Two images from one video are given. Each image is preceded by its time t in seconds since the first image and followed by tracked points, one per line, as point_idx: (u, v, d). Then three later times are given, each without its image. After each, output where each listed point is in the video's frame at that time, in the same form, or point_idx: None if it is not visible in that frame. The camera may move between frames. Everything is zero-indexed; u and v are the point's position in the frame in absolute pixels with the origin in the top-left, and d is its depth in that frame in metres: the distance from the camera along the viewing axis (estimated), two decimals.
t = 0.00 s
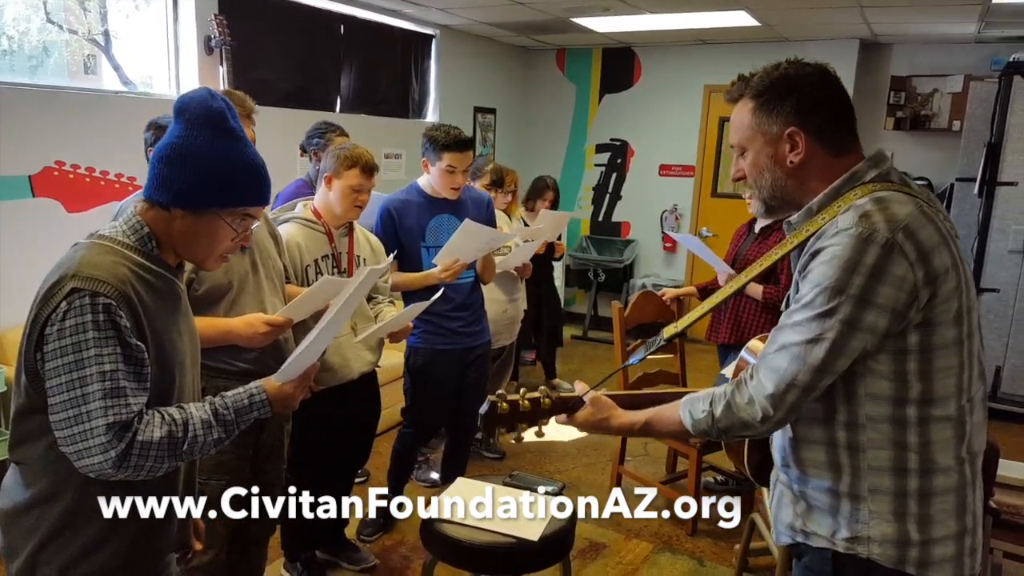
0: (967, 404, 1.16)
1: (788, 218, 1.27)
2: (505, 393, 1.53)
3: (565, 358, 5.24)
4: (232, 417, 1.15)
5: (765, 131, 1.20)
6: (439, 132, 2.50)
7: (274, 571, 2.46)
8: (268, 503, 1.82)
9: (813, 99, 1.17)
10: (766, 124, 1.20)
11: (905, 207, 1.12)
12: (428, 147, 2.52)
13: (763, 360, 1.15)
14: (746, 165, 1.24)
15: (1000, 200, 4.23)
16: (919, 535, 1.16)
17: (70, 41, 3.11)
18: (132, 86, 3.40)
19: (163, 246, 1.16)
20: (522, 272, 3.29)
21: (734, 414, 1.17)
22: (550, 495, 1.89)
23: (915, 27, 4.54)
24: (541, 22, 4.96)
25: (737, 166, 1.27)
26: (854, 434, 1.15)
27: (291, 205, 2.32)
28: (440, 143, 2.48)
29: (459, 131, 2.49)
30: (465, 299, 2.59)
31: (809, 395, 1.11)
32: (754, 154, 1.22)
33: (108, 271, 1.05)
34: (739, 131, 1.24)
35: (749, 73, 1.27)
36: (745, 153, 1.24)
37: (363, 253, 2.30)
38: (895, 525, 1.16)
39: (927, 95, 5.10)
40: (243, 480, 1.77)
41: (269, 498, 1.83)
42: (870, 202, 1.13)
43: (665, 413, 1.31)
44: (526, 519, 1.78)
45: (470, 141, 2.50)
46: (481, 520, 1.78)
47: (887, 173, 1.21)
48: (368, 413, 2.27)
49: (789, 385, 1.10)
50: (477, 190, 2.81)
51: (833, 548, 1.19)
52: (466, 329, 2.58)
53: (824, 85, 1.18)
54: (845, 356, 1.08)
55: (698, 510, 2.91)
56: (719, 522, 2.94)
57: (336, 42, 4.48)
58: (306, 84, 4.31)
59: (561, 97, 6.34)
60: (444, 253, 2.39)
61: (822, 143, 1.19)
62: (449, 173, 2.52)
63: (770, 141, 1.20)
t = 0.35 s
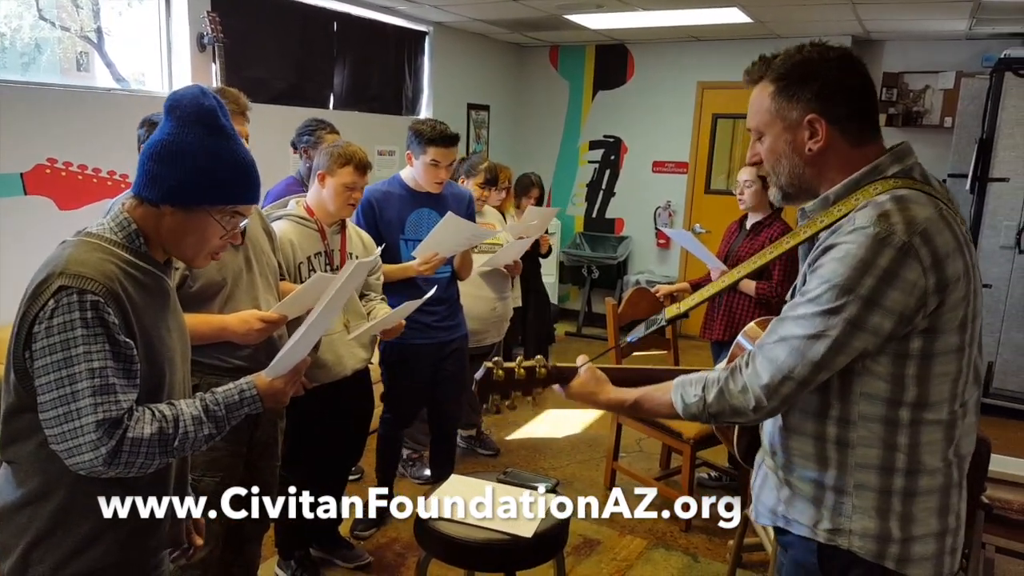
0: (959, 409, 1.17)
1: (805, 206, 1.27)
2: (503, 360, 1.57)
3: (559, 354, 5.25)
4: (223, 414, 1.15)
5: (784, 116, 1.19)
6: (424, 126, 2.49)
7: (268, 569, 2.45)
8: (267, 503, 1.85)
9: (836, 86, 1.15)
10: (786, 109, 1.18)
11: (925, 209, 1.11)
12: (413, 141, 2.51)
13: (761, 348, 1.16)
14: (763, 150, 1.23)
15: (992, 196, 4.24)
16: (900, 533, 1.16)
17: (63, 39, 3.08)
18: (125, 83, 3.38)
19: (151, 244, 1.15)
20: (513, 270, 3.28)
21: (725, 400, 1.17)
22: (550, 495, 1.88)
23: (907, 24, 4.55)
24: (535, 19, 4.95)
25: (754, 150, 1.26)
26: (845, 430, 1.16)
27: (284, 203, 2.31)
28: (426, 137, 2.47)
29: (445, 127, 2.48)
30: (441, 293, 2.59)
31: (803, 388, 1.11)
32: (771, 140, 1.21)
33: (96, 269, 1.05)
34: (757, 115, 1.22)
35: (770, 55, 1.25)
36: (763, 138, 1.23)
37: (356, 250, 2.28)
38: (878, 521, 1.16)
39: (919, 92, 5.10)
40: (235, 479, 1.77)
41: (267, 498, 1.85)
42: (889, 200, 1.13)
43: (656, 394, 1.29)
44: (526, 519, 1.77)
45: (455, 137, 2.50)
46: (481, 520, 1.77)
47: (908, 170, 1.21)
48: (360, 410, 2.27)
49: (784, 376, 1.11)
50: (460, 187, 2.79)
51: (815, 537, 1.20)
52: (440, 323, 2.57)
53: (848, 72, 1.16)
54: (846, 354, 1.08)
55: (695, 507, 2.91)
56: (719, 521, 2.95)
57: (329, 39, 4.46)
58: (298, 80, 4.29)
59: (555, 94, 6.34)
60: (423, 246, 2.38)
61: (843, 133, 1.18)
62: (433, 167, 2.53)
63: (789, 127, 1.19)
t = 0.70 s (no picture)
0: (958, 407, 1.17)
1: (804, 206, 1.27)
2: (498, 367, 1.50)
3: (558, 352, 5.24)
4: (217, 413, 1.14)
5: (781, 116, 1.18)
6: (413, 124, 2.48)
7: (267, 568, 2.45)
8: (267, 504, 1.85)
9: (832, 86, 1.15)
10: (782, 110, 1.17)
11: (927, 211, 1.10)
12: (401, 139, 2.50)
13: (764, 352, 1.15)
14: (759, 150, 1.22)
15: (991, 192, 4.25)
16: (900, 531, 1.16)
17: (61, 37, 3.07)
18: (124, 82, 3.37)
19: (147, 239, 1.13)
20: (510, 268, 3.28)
21: (728, 406, 1.17)
22: (550, 495, 1.87)
23: (906, 21, 4.55)
24: (533, 16, 4.94)
25: (750, 150, 1.25)
26: (845, 431, 1.15)
27: (282, 201, 2.30)
28: (415, 135, 2.46)
29: (434, 125, 2.48)
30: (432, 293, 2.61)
31: (807, 393, 1.11)
32: (767, 140, 1.21)
33: (91, 266, 1.04)
34: (753, 114, 1.21)
35: (765, 53, 1.23)
36: (759, 137, 1.22)
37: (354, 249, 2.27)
38: (878, 520, 1.16)
39: (918, 89, 5.10)
40: (234, 479, 1.76)
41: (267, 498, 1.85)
42: (892, 202, 1.12)
43: (655, 399, 1.29)
44: (526, 519, 1.76)
45: (444, 135, 2.50)
46: (481, 520, 1.76)
47: (908, 168, 1.21)
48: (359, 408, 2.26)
49: (789, 381, 1.11)
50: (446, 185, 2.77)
51: (815, 535, 1.20)
52: (426, 319, 2.56)
53: (845, 69, 1.16)
54: (849, 358, 1.08)
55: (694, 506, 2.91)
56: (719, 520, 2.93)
57: (327, 37, 4.45)
58: (296, 79, 4.27)
59: (554, 92, 6.33)
60: (412, 241, 2.38)
61: (839, 133, 1.17)
62: (422, 165, 2.51)
63: (786, 127, 1.18)
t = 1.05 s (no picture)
0: (953, 399, 1.16)
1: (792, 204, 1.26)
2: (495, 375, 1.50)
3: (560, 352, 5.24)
4: (221, 413, 1.14)
5: (768, 115, 1.18)
6: (417, 124, 2.48)
7: (270, 568, 2.45)
8: (268, 504, 1.84)
9: (821, 88, 1.15)
10: (770, 109, 1.17)
11: (913, 204, 1.11)
12: (404, 139, 2.49)
13: (761, 353, 1.15)
14: (745, 147, 1.22)
15: (994, 191, 4.24)
16: (900, 523, 1.16)
17: (64, 38, 3.07)
18: (126, 83, 3.37)
19: (151, 242, 1.13)
20: (513, 267, 3.29)
21: (729, 406, 1.16)
22: (551, 495, 1.87)
23: (909, 19, 4.54)
24: (535, 16, 4.93)
25: (736, 147, 1.24)
26: (843, 426, 1.15)
27: (285, 201, 2.30)
28: (419, 135, 2.46)
29: (438, 124, 2.48)
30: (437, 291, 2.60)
31: (806, 390, 1.10)
32: (754, 138, 1.20)
33: (94, 266, 1.04)
34: (741, 112, 1.21)
35: (755, 52, 1.23)
36: (745, 135, 1.21)
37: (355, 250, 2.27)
38: (878, 514, 1.16)
39: (921, 87, 5.11)
40: (237, 479, 1.76)
41: (269, 498, 1.85)
42: (878, 196, 1.12)
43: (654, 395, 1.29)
44: (526, 519, 1.76)
45: (449, 135, 2.49)
46: (482, 520, 1.75)
47: (891, 165, 1.19)
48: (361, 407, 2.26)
49: (788, 379, 1.10)
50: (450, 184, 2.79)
51: (816, 532, 1.19)
52: (431, 319, 2.56)
53: (835, 72, 1.16)
54: (846, 353, 1.07)
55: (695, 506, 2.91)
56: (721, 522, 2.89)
57: (329, 37, 4.45)
58: (297, 79, 4.27)
59: (555, 92, 6.32)
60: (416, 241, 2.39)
61: (825, 134, 1.17)
62: (426, 165, 2.51)
63: (773, 126, 1.18)
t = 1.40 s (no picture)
0: (941, 387, 1.17)
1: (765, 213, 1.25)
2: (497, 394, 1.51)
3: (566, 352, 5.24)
4: (231, 412, 1.15)
5: (741, 126, 1.18)
6: (434, 123, 2.48)
7: (274, 566, 2.46)
8: (268, 503, 1.84)
9: (791, 101, 1.16)
10: (744, 120, 1.18)
11: (882, 202, 1.11)
12: (421, 138, 2.49)
13: (750, 354, 1.14)
14: (719, 157, 1.22)
15: (1002, 191, 4.22)
16: (901, 514, 1.16)
17: (71, 35, 3.09)
18: (133, 80, 3.39)
19: (160, 238, 1.14)
20: (520, 263, 3.28)
21: (723, 408, 1.16)
22: (551, 494, 1.87)
23: (916, 18, 4.52)
24: (540, 14, 4.93)
25: (709, 156, 1.25)
26: (839, 422, 1.14)
27: (293, 200, 2.31)
28: (436, 133, 2.45)
29: (455, 122, 2.47)
30: (454, 289, 2.58)
31: (796, 388, 1.10)
32: (728, 148, 1.20)
33: (104, 263, 1.04)
34: (715, 122, 1.22)
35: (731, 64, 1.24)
36: (719, 145, 1.22)
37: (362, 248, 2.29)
38: (879, 507, 1.15)
39: (929, 87, 5.09)
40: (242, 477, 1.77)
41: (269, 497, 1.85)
42: (847, 199, 1.12)
43: (654, 404, 1.28)
44: (526, 519, 1.76)
45: (465, 132, 2.48)
46: (481, 520, 1.75)
47: (858, 168, 1.21)
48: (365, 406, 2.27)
49: (777, 377, 1.09)
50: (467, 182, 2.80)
51: (820, 530, 1.19)
52: (454, 320, 2.57)
53: (805, 87, 1.17)
54: (832, 347, 1.07)
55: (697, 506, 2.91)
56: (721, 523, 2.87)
57: (335, 35, 4.46)
58: (303, 77, 4.28)
59: (561, 90, 6.32)
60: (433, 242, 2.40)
61: (795, 144, 1.18)
62: (443, 164, 2.50)
63: (745, 137, 1.18)
